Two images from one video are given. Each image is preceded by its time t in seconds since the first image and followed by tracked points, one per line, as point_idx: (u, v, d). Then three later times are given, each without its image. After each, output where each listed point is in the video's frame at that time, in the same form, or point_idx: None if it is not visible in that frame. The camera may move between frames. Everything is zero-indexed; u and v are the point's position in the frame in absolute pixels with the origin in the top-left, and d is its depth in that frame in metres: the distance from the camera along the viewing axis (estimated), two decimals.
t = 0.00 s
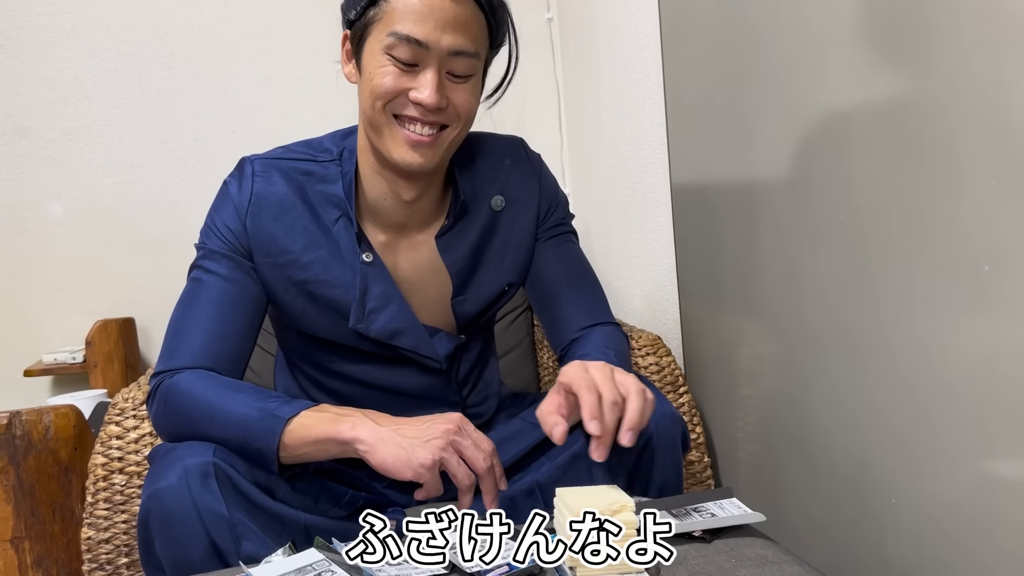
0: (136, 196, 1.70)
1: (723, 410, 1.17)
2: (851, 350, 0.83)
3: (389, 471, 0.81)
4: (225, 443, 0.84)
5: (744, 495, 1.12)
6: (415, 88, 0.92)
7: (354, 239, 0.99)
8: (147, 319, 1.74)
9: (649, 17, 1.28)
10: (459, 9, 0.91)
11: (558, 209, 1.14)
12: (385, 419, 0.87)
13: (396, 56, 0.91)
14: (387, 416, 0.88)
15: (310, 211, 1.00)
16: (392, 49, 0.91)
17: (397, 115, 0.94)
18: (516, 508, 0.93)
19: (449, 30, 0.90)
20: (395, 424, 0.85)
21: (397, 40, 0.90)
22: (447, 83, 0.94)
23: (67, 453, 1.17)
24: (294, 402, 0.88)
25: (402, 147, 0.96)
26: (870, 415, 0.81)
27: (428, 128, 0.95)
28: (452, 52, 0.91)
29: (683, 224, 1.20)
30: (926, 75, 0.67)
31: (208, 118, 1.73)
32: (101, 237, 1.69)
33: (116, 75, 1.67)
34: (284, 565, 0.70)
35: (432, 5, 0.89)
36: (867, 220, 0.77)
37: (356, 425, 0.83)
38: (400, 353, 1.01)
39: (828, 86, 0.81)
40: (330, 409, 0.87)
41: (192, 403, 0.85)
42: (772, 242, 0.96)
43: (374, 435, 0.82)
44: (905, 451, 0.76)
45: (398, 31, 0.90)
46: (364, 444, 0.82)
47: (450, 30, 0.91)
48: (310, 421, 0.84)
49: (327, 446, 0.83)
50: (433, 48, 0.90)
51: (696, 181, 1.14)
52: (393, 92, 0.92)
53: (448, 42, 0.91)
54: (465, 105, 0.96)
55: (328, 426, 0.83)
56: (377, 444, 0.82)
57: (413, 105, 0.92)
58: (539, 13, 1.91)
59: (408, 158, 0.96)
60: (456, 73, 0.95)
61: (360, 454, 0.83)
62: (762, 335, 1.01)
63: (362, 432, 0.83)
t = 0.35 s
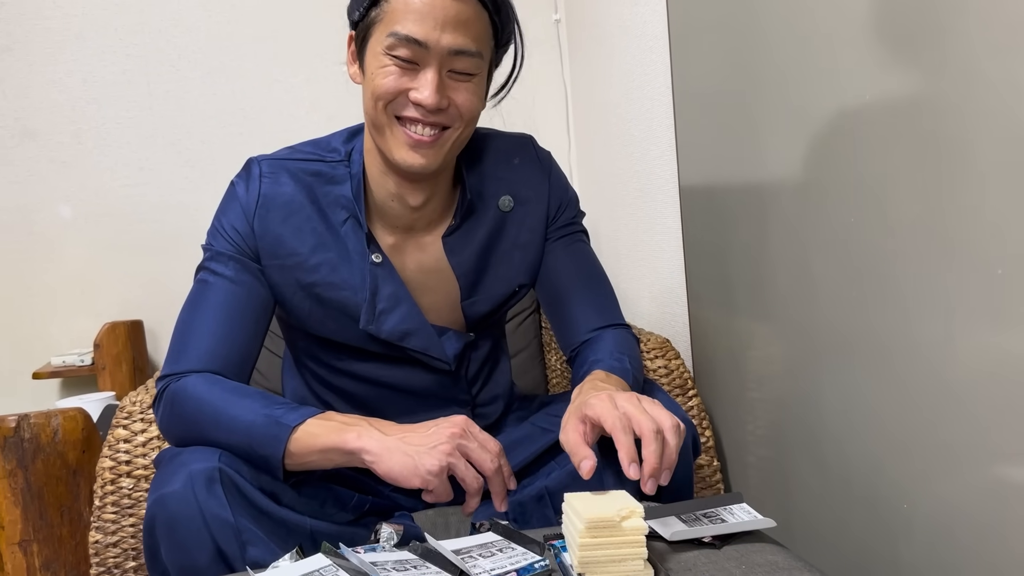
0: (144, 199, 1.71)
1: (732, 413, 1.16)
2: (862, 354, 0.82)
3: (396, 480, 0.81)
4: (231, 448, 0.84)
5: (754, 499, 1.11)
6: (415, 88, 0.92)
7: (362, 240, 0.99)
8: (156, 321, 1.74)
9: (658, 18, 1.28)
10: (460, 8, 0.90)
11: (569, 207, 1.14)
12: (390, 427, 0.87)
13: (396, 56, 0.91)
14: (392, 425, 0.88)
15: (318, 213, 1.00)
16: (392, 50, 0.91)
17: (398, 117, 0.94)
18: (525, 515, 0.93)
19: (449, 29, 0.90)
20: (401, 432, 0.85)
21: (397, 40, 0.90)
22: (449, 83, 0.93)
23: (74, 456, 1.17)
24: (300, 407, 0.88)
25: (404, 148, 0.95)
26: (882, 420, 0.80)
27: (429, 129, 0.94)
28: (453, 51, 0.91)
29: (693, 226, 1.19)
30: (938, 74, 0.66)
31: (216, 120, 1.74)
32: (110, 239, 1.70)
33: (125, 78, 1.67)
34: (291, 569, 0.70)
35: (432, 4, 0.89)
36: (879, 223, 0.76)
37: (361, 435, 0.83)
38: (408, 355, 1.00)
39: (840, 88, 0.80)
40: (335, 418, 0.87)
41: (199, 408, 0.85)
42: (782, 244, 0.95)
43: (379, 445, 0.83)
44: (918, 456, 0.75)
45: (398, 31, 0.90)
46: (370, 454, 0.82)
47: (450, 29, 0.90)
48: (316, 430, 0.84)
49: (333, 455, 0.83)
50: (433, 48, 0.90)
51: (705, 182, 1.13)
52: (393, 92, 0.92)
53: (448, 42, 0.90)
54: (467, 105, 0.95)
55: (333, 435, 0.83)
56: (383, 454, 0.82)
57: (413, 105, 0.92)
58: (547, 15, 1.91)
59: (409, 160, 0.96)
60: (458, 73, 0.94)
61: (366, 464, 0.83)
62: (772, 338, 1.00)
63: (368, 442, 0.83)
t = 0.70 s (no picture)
0: (151, 201, 1.72)
1: (737, 416, 1.16)
2: (867, 357, 0.81)
3: (396, 479, 0.81)
4: (233, 451, 0.85)
5: (759, 502, 1.11)
6: (411, 90, 0.92)
7: (361, 246, 0.99)
8: (162, 322, 1.75)
9: (663, 20, 1.27)
10: (454, 10, 0.91)
11: (571, 212, 1.13)
12: (391, 427, 0.88)
13: (391, 59, 0.92)
14: (393, 425, 0.88)
15: (319, 218, 1.00)
16: (387, 53, 0.92)
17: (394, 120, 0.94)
18: (530, 517, 0.93)
19: (443, 30, 0.90)
20: (401, 432, 0.85)
21: (392, 43, 0.91)
22: (444, 84, 0.94)
23: (82, 457, 1.18)
24: (301, 410, 0.88)
25: (400, 151, 0.95)
26: (887, 423, 0.79)
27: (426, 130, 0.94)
28: (447, 52, 0.91)
29: (698, 228, 1.19)
30: (943, 78, 0.66)
31: (222, 122, 1.74)
32: (117, 241, 1.71)
33: (132, 80, 1.68)
34: (297, 570, 0.70)
35: (426, 6, 0.90)
36: (884, 226, 0.76)
37: (362, 435, 0.84)
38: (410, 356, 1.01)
39: (845, 90, 0.80)
40: (337, 418, 0.87)
41: (201, 411, 0.86)
42: (787, 247, 0.95)
43: (380, 444, 0.83)
44: (923, 460, 0.75)
45: (392, 34, 0.90)
46: (370, 453, 0.83)
47: (444, 31, 0.90)
48: (317, 430, 0.84)
49: (334, 455, 0.83)
50: (427, 49, 0.90)
51: (711, 184, 1.13)
52: (389, 95, 0.93)
53: (442, 43, 0.91)
54: (464, 106, 0.95)
55: (334, 435, 0.84)
56: (384, 453, 0.82)
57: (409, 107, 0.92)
58: (552, 17, 1.91)
59: (406, 163, 0.95)
60: (453, 74, 0.94)
61: (366, 463, 0.83)
62: (777, 340, 1.00)
63: (368, 441, 0.83)
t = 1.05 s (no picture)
0: (158, 199, 1.72)
1: (743, 415, 1.15)
2: (873, 356, 0.81)
3: (398, 479, 0.81)
4: (238, 449, 0.85)
5: (765, 502, 1.10)
6: (421, 76, 0.92)
7: (368, 245, 0.99)
8: (169, 321, 1.75)
9: (669, 19, 1.27)
10: None
11: (576, 210, 1.13)
12: (392, 427, 0.87)
13: (402, 45, 0.92)
14: (395, 425, 0.88)
15: (325, 217, 1.00)
16: (398, 40, 0.92)
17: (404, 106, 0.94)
18: (536, 516, 0.93)
19: (453, 17, 0.91)
20: (403, 432, 0.85)
21: (403, 29, 0.91)
22: (454, 71, 0.94)
23: (88, 454, 1.19)
24: (305, 409, 0.88)
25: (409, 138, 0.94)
26: (894, 423, 0.79)
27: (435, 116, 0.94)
28: (457, 38, 0.92)
29: (704, 227, 1.19)
30: (948, 74, 0.65)
31: (229, 121, 1.75)
32: (124, 240, 1.72)
33: (138, 79, 1.69)
34: (300, 568, 0.70)
35: None
36: (891, 223, 0.75)
37: (363, 435, 0.83)
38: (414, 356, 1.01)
39: (851, 87, 0.79)
40: (338, 418, 0.87)
41: (205, 409, 0.86)
42: (793, 245, 0.94)
43: (380, 444, 0.83)
44: (930, 459, 0.74)
45: (403, 20, 0.91)
46: (371, 453, 0.82)
47: (455, 17, 0.91)
48: (319, 428, 0.84)
49: (335, 455, 0.83)
50: (438, 35, 0.91)
51: (717, 182, 1.13)
52: (399, 80, 0.93)
53: (453, 29, 0.91)
54: (473, 94, 0.95)
55: (335, 435, 0.83)
56: (385, 453, 0.82)
57: (419, 91, 0.92)
58: (559, 16, 1.91)
59: (414, 150, 0.94)
60: (463, 62, 0.94)
61: (368, 463, 0.83)
62: (783, 339, 1.00)
63: (369, 441, 0.83)
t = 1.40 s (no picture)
0: (163, 201, 1.73)
1: (750, 418, 1.15)
2: (880, 359, 0.81)
3: (405, 488, 0.80)
4: (244, 450, 0.84)
5: (771, 505, 1.09)
6: (442, 95, 0.92)
7: (377, 247, 0.99)
8: (174, 322, 1.76)
9: (676, 20, 1.27)
10: (486, 14, 0.90)
11: (584, 211, 1.13)
12: (400, 433, 0.87)
13: (423, 64, 0.91)
14: (403, 432, 0.88)
15: (336, 218, 1.00)
16: (419, 57, 0.91)
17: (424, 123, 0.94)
18: (541, 518, 0.93)
19: (476, 36, 0.90)
20: (410, 440, 0.85)
21: (424, 47, 0.90)
22: (475, 89, 0.93)
23: (93, 456, 1.18)
24: (311, 411, 0.88)
25: (430, 155, 0.95)
26: (902, 425, 0.78)
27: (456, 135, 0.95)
28: (480, 57, 0.91)
29: (710, 229, 1.18)
30: (957, 75, 0.65)
31: (234, 123, 1.75)
32: (130, 241, 1.72)
33: (145, 81, 1.69)
34: (307, 569, 0.70)
35: (460, 12, 0.89)
36: (898, 224, 0.75)
37: (371, 441, 0.83)
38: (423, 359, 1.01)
39: (859, 88, 0.79)
40: (347, 423, 0.87)
41: (214, 410, 0.86)
42: (801, 247, 0.94)
43: (389, 451, 0.82)
44: (937, 462, 0.73)
45: (425, 39, 0.89)
46: (379, 460, 0.82)
47: (478, 37, 0.90)
48: (326, 434, 0.84)
49: (343, 460, 0.83)
50: (461, 55, 0.90)
51: (723, 185, 1.13)
52: (420, 99, 0.92)
53: (475, 48, 0.90)
54: (493, 110, 0.95)
55: (344, 440, 0.83)
56: (393, 460, 0.82)
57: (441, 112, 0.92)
58: (565, 18, 1.91)
59: (436, 167, 0.96)
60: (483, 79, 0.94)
61: (375, 470, 0.83)
62: (790, 342, 0.99)
63: (377, 448, 0.83)
